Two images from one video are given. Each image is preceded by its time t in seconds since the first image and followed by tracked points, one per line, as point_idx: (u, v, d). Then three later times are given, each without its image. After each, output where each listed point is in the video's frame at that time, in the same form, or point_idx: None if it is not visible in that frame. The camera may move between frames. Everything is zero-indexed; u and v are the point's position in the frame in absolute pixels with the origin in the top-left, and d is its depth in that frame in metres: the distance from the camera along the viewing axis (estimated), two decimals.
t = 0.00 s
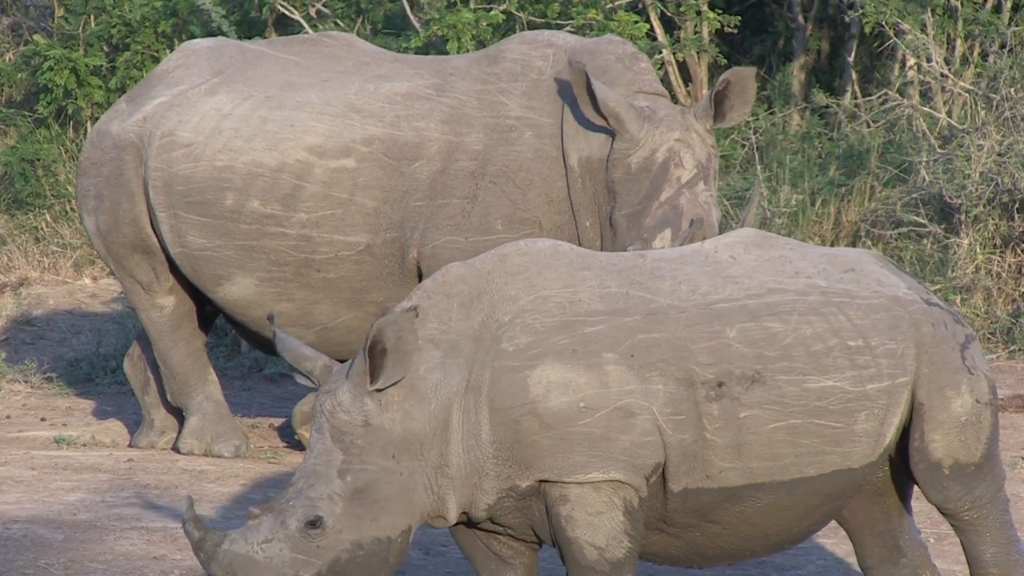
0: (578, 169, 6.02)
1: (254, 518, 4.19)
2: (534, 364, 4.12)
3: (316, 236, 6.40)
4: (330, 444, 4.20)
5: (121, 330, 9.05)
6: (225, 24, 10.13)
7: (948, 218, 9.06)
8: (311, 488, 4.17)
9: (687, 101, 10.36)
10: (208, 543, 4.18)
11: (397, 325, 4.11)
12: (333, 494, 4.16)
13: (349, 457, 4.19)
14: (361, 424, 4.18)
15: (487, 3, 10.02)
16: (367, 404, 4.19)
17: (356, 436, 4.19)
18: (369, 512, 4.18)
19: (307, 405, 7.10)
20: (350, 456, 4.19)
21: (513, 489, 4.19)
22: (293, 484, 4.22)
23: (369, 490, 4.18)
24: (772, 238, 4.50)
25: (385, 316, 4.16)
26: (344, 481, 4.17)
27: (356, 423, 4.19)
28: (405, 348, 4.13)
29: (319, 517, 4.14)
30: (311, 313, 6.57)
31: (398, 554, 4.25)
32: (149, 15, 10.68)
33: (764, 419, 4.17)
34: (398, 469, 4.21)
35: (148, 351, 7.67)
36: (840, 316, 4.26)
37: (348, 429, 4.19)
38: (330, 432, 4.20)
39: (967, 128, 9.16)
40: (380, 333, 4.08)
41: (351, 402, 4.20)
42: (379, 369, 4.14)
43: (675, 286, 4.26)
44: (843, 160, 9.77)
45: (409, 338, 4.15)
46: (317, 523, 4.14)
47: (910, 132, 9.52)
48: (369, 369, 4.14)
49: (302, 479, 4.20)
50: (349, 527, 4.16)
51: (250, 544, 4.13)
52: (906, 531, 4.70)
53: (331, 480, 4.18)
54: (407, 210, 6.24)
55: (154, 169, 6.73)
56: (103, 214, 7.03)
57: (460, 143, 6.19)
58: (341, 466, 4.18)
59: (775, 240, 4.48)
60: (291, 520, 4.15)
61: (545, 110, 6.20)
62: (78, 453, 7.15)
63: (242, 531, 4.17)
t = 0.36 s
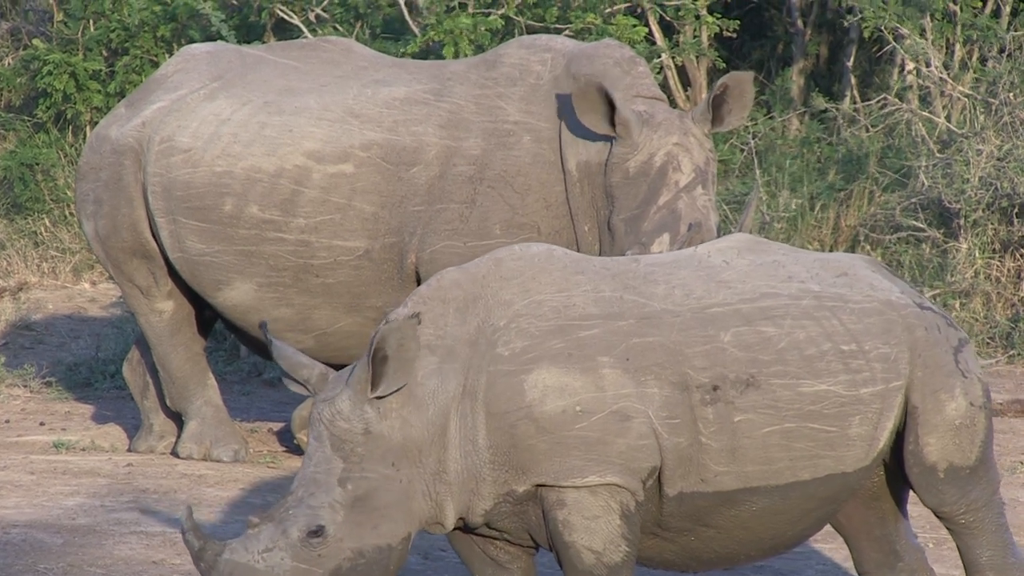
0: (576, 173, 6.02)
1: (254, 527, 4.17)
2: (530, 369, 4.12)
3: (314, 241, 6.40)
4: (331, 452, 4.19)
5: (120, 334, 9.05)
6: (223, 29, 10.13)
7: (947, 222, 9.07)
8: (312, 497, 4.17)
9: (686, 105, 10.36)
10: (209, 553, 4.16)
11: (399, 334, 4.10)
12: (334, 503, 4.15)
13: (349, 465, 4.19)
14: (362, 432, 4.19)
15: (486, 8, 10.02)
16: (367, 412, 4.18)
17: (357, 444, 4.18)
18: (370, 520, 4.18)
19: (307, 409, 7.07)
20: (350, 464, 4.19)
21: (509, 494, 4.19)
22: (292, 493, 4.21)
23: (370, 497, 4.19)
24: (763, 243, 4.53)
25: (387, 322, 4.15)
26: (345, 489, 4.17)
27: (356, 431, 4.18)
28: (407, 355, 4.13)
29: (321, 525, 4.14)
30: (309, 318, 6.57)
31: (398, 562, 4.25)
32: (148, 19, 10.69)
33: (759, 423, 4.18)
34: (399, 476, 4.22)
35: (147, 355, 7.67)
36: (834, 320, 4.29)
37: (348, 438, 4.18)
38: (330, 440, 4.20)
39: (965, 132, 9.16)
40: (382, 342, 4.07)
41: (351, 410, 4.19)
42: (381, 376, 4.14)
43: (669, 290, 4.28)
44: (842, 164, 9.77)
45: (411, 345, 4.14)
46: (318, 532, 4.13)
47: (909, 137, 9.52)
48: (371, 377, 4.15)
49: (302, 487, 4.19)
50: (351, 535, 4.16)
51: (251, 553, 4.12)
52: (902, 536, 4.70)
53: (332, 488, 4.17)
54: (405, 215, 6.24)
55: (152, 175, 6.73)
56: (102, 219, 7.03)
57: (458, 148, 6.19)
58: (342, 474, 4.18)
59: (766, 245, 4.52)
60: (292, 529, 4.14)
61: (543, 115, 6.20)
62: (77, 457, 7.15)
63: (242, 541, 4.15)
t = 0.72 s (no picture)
0: (575, 178, 6.03)
1: (263, 534, 4.04)
2: (527, 372, 4.12)
3: (313, 246, 6.40)
4: (338, 457, 4.09)
5: (120, 339, 9.05)
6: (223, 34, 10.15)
7: (947, 227, 9.08)
8: (322, 502, 4.05)
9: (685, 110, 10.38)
10: (220, 562, 4.02)
11: (403, 338, 4.04)
12: (346, 508, 4.06)
13: (358, 469, 4.10)
14: (369, 436, 4.10)
15: (485, 13, 10.04)
16: (374, 417, 4.10)
17: (365, 448, 4.10)
18: (379, 524, 4.10)
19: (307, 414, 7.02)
20: (359, 469, 4.10)
21: (508, 498, 4.18)
22: (298, 499, 4.08)
23: (379, 502, 4.10)
24: (756, 249, 4.54)
25: (389, 328, 4.08)
26: (355, 494, 4.08)
27: (364, 436, 4.10)
28: (411, 360, 4.05)
29: (332, 530, 4.04)
30: (309, 323, 6.56)
31: (405, 566, 4.17)
32: (148, 24, 10.70)
33: (754, 426, 4.19)
34: (405, 481, 4.14)
35: (146, 360, 7.67)
36: (828, 324, 4.30)
37: (356, 442, 4.09)
38: (336, 445, 4.10)
39: (965, 138, 9.17)
40: (385, 345, 4.01)
41: (357, 414, 4.10)
42: (385, 381, 4.07)
43: (664, 295, 4.28)
44: (841, 169, 9.77)
45: (414, 349, 4.07)
46: (332, 538, 4.03)
47: (909, 142, 9.53)
48: (374, 382, 4.07)
49: (310, 493, 4.07)
50: (362, 540, 4.07)
51: (262, 561, 3.98)
52: (900, 540, 4.68)
53: (342, 493, 4.07)
54: (404, 220, 6.24)
55: (151, 180, 6.73)
56: (101, 224, 7.03)
57: (457, 153, 6.19)
58: (351, 479, 4.09)
59: (759, 250, 4.52)
60: (304, 535, 4.02)
61: (542, 119, 6.19)
62: (77, 462, 7.15)
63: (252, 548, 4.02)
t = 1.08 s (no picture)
0: (574, 182, 6.02)
1: (271, 538, 3.98)
2: (528, 377, 4.12)
3: (313, 250, 6.40)
4: (346, 459, 4.06)
5: (120, 343, 9.06)
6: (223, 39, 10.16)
7: (947, 231, 9.08)
8: (331, 504, 4.01)
9: (684, 114, 10.38)
10: (230, 565, 3.99)
11: (410, 340, 4.02)
12: (355, 509, 4.01)
13: (366, 472, 4.06)
14: (377, 438, 4.08)
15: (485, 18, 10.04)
16: (381, 419, 4.08)
17: (372, 450, 4.07)
18: (387, 526, 4.05)
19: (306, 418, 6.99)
20: (367, 471, 4.07)
21: (508, 503, 4.17)
22: (305, 502, 4.03)
23: (388, 504, 4.06)
24: (752, 253, 4.55)
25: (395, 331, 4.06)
26: (364, 496, 4.04)
27: (372, 438, 4.07)
28: (417, 362, 4.04)
29: (342, 532, 3.99)
30: (309, 327, 6.56)
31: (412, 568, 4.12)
32: (148, 28, 10.70)
33: (755, 431, 4.19)
34: (412, 483, 4.12)
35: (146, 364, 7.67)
36: (826, 329, 4.31)
37: (364, 444, 4.07)
38: (343, 448, 4.07)
39: (965, 143, 9.18)
40: (392, 347, 3.99)
41: (365, 416, 4.07)
42: (391, 383, 4.05)
43: (663, 299, 4.28)
44: (841, 173, 9.77)
45: (421, 352, 4.05)
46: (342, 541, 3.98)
47: (909, 147, 9.54)
48: (381, 384, 4.05)
49: (318, 496, 4.02)
50: (371, 542, 4.02)
51: (272, 564, 3.93)
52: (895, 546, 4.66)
53: (351, 495, 4.03)
54: (403, 224, 6.24)
55: (151, 184, 6.72)
56: (101, 229, 7.03)
57: (457, 157, 6.19)
58: (358, 481, 4.05)
59: (755, 256, 4.53)
60: (314, 538, 3.97)
61: (541, 123, 6.19)
62: (77, 467, 7.14)
63: (261, 551, 3.96)
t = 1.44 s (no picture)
0: (574, 185, 6.01)
1: (271, 538, 4.01)
2: (529, 380, 4.11)
3: (312, 253, 6.40)
4: (347, 461, 4.07)
5: (119, 347, 9.06)
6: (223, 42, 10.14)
7: (946, 234, 9.07)
8: (332, 505, 4.03)
9: (684, 117, 10.38)
10: (230, 564, 4.01)
11: (414, 341, 4.03)
12: (354, 511, 4.03)
13: (367, 473, 4.08)
14: (378, 440, 4.10)
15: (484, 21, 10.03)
16: (382, 420, 4.10)
17: (373, 452, 4.09)
18: (388, 528, 4.07)
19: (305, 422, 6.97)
20: (369, 472, 4.08)
21: (508, 506, 4.17)
22: (305, 502, 4.05)
23: (388, 505, 4.08)
24: (753, 257, 4.55)
25: (401, 332, 4.08)
26: (364, 497, 4.06)
27: (373, 439, 4.09)
28: (421, 362, 4.04)
29: (342, 533, 4.00)
30: (308, 330, 6.56)
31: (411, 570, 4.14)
32: (147, 31, 10.70)
33: (755, 434, 4.19)
34: (412, 485, 4.14)
35: (145, 368, 7.67)
36: (827, 332, 4.31)
37: (365, 446, 4.08)
38: (344, 449, 4.08)
39: (964, 146, 9.18)
40: (397, 348, 4.00)
41: (366, 418, 4.09)
42: (394, 384, 4.06)
43: (663, 303, 4.28)
44: (841, 176, 9.77)
45: (425, 353, 4.06)
46: (342, 544, 4.00)
47: (908, 150, 9.54)
48: (383, 385, 4.06)
49: (318, 496, 4.04)
50: (371, 543, 4.04)
51: (272, 564, 3.95)
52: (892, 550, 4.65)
53: (351, 496, 4.05)
54: (403, 228, 6.24)
55: (150, 187, 6.72)
56: (100, 232, 7.02)
57: (457, 160, 6.19)
58: (359, 482, 4.07)
59: (756, 259, 4.53)
60: (314, 538, 3.99)
61: (541, 126, 6.19)
62: (77, 470, 7.15)
63: (261, 551, 3.99)
